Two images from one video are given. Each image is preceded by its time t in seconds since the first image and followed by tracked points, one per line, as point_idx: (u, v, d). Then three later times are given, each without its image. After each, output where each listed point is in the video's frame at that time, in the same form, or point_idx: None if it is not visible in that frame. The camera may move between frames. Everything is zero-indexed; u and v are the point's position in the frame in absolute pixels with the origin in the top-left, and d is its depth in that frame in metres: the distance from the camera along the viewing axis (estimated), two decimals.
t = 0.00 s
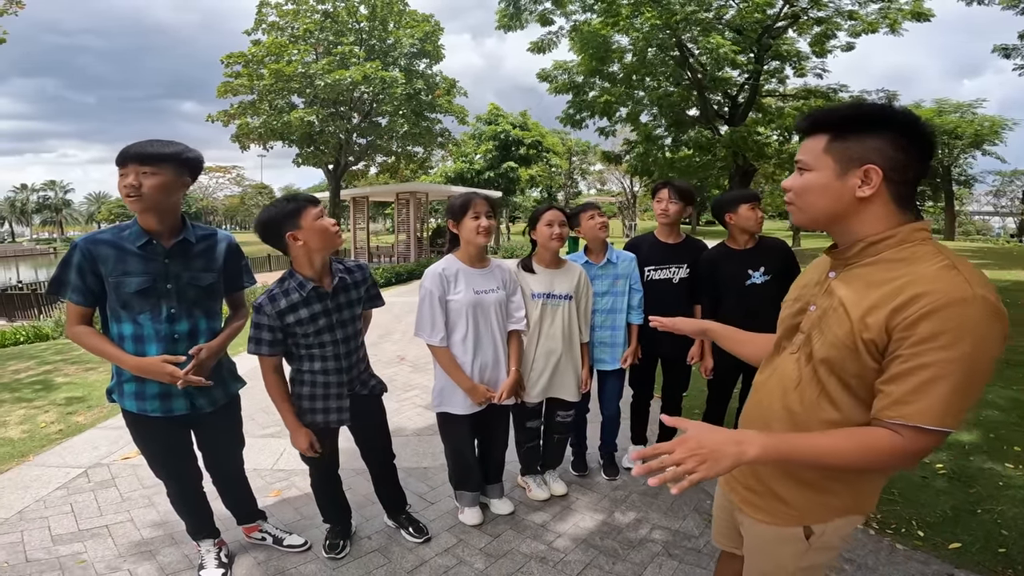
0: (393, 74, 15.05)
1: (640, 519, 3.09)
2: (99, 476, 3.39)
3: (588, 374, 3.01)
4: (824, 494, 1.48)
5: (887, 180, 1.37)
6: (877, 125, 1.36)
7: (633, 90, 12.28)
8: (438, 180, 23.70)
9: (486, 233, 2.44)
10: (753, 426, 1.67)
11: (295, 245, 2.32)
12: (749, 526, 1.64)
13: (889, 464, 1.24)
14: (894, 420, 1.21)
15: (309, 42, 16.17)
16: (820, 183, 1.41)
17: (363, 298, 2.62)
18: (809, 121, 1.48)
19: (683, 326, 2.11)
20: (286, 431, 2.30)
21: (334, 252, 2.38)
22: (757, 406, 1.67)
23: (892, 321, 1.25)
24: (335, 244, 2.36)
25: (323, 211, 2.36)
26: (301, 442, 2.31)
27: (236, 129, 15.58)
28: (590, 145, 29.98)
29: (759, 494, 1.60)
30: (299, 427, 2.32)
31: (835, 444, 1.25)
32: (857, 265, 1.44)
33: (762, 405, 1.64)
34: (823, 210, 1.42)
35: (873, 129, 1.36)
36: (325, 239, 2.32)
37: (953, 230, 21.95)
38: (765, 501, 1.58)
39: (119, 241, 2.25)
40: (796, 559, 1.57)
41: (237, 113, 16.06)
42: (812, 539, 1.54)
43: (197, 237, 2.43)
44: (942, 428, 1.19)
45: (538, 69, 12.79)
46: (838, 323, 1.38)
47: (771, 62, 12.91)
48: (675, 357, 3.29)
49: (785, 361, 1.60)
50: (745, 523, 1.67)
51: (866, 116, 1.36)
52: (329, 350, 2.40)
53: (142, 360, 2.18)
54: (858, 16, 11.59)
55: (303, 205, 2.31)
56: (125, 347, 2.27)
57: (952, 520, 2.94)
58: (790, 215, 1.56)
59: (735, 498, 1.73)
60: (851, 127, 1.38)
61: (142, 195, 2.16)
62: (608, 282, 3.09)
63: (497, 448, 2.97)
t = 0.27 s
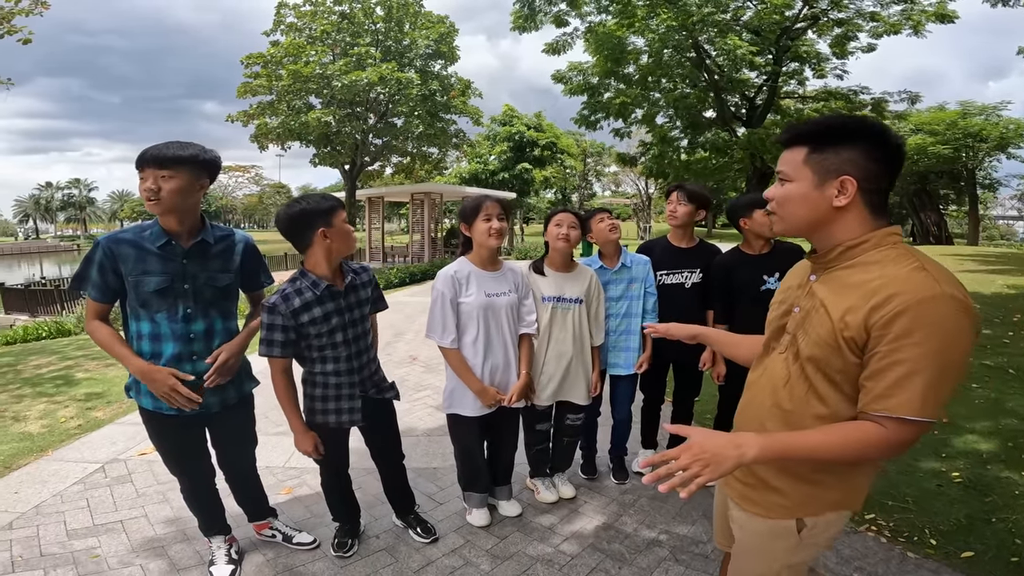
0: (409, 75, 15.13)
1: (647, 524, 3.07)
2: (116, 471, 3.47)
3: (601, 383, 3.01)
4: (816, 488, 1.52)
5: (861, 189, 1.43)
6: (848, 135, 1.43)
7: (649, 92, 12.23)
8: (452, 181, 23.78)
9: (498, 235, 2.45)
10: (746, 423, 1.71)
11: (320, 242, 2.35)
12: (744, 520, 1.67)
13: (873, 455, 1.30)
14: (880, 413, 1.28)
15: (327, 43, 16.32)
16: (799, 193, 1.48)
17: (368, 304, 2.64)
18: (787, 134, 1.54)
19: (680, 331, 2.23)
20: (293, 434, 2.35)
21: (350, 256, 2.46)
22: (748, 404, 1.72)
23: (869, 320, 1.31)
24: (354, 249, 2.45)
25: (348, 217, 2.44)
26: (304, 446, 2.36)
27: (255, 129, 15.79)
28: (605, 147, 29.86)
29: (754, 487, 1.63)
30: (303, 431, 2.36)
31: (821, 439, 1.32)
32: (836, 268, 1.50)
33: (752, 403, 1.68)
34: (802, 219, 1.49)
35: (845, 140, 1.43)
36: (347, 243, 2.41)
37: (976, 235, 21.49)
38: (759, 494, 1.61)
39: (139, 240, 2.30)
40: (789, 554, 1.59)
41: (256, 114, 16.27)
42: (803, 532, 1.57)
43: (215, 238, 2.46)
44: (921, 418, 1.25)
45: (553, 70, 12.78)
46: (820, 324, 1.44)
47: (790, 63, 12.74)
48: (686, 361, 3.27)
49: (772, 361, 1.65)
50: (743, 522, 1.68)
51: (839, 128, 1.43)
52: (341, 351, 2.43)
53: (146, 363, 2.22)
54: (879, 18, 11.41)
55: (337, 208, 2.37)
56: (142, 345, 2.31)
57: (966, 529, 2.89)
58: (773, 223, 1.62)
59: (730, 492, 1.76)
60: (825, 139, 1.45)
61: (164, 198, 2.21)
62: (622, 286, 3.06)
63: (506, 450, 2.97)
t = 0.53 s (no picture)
0: (425, 77, 15.19)
1: (659, 530, 3.04)
2: (134, 468, 3.53)
3: (617, 390, 3.02)
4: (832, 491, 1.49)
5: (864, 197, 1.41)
6: (849, 142, 1.41)
7: (666, 94, 12.17)
8: (468, 182, 23.84)
9: (512, 238, 2.44)
10: (753, 428, 1.68)
11: (343, 242, 2.35)
12: (751, 523, 1.64)
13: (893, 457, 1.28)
14: (904, 414, 1.26)
15: (345, 44, 16.46)
16: (804, 202, 1.45)
17: (383, 309, 2.64)
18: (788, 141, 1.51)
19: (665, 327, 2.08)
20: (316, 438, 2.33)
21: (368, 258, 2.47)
22: (755, 410, 1.69)
23: (883, 323, 1.29)
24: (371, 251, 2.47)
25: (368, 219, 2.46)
26: (328, 452, 2.35)
27: (275, 130, 16.00)
28: (621, 149, 29.72)
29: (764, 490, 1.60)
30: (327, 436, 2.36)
31: (841, 443, 1.31)
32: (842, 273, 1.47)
33: (759, 410, 1.66)
34: (808, 228, 1.46)
35: (847, 146, 1.41)
36: (366, 245, 2.43)
37: (1002, 241, 20.99)
38: (772, 500, 1.57)
39: (161, 242, 2.33)
40: (798, 554, 1.58)
41: (276, 114, 16.46)
42: (816, 534, 1.55)
43: (235, 239, 2.47)
44: (941, 418, 1.24)
45: (569, 72, 12.75)
46: (831, 330, 1.41)
47: (811, 66, 12.56)
48: (703, 367, 3.23)
49: (777, 368, 1.62)
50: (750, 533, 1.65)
51: (842, 135, 1.41)
52: (361, 353, 2.45)
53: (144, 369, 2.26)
54: (904, 20, 11.20)
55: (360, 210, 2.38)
56: (164, 345, 2.35)
57: (987, 540, 2.81)
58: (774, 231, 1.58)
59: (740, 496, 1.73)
60: (827, 146, 1.42)
61: (222, 201, 2.31)
62: (641, 292, 2.97)
63: (518, 454, 2.96)
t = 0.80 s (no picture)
0: (443, 79, 15.24)
1: (678, 540, 2.97)
2: (153, 467, 3.56)
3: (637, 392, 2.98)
4: (852, 513, 1.42)
5: (901, 203, 1.34)
6: (883, 145, 1.34)
7: (684, 97, 12.04)
8: (485, 185, 23.87)
9: (526, 240, 2.41)
10: (768, 442, 1.62)
11: (344, 244, 2.37)
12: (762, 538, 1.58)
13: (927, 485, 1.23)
14: (941, 440, 1.20)
15: (364, 47, 16.61)
16: (834, 207, 1.37)
17: (402, 314, 2.61)
18: (821, 140, 1.43)
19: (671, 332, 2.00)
20: (343, 441, 2.30)
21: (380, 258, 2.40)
22: (770, 424, 1.62)
23: (921, 343, 1.22)
24: (381, 251, 2.38)
25: (378, 218, 2.38)
26: (356, 455, 2.31)
27: (295, 132, 16.20)
28: (639, 152, 29.53)
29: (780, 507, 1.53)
30: (354, 439, 2.32)
31: (876, 470, 1.24)
32: (871, 285, 1.40)
33: (776, 423, 1.59)
34: (839, 235, 1.38)
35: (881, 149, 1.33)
36: (372, 245, 2.35)
37: None
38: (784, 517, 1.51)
39: (180, 244, 2.32)
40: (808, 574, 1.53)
41: (296, 117, 16.66)
42: (818, 555, 1.50)
43: (253, 239, 2.48)
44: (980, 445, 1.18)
45: (587, 75, 12.70)
46: (861, 346, 1.34)
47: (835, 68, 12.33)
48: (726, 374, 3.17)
49: (797, 381, 1.55)
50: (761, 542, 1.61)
51: (877, 138, 1.33)
52: (379, 356, 2.42)
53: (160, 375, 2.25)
54: (930, 22, 10.95)
55: (358, 210, 2.32)
56: (186, 347, 2.35)
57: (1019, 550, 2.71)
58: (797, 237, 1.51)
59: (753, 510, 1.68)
60: (862, 148, 1.35)
61: (250, 205, 2.34)
62: (663, 296, 2.93)
63: (535, 460, 2.91)
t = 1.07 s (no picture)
0: (464, 82, 15.24)
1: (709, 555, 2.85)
2: (174, 470, 3.54)
3: (670, 404, 2.94)
4: (886, 551, 1.28)
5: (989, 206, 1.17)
6: (973, 137, 1.17)
7: (708, 100, 11.69)
8: (504, 189, 23.84)
9: (555, 243, 2.35)
10: (798, 462, 1.47)
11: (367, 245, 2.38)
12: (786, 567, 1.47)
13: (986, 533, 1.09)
14: (1001, 482, 1.07)
15: (385, 50, 16.70)
16: (911, 204, 1.20)
17: (433, 324, 2.49)
18: (899, 126, 1.25)
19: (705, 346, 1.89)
20: (358, 444, 2.24)
21: (393, 261, 2.31)
22: (802, 443, 1.48)
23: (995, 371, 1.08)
24: (393, 254, 2.29)
25: (391, 218, 2.29)
26: (371, 458, 2.23)
27: (318, 135, 16.34)
28: (660, 156, 29.25)
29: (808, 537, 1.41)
30: (371, 444, 2.25)
31: (928, 509, 1.10)
32: (938, 298, 1.25)
33: (809, 443, 1.44)
34: (911, 237, 1.21)
35: (971, 142, 1.17)
36: (382, 247, 2.29)
37: None
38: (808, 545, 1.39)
39: (197, 247, 2.25)
40: None
41: (319, 120, 16.81)
42: None
43: (272, 239, 2.43)
44: None
45: (608, 78, 12.58)
46: (922, 367, 1.19)
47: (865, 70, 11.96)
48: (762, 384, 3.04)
49: (839, 400, 1.40)
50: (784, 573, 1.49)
51: (967, 126, 1.16)
52: (402, 362, 2.35)
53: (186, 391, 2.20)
54: (964, 24, 10.61)
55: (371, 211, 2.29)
56: (207, 353, 2.28)
57: None
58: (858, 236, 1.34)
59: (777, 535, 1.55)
60: (950, 137, 1.18)
61: (274, 204, 2.30)
62: (700, 303, 2.87)
63: (561, 470, 2.81)
